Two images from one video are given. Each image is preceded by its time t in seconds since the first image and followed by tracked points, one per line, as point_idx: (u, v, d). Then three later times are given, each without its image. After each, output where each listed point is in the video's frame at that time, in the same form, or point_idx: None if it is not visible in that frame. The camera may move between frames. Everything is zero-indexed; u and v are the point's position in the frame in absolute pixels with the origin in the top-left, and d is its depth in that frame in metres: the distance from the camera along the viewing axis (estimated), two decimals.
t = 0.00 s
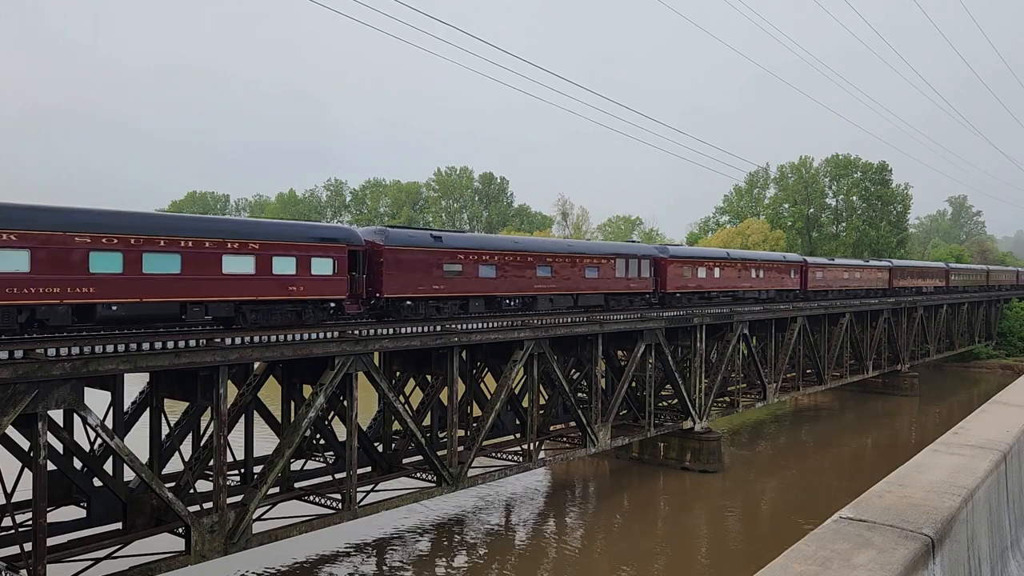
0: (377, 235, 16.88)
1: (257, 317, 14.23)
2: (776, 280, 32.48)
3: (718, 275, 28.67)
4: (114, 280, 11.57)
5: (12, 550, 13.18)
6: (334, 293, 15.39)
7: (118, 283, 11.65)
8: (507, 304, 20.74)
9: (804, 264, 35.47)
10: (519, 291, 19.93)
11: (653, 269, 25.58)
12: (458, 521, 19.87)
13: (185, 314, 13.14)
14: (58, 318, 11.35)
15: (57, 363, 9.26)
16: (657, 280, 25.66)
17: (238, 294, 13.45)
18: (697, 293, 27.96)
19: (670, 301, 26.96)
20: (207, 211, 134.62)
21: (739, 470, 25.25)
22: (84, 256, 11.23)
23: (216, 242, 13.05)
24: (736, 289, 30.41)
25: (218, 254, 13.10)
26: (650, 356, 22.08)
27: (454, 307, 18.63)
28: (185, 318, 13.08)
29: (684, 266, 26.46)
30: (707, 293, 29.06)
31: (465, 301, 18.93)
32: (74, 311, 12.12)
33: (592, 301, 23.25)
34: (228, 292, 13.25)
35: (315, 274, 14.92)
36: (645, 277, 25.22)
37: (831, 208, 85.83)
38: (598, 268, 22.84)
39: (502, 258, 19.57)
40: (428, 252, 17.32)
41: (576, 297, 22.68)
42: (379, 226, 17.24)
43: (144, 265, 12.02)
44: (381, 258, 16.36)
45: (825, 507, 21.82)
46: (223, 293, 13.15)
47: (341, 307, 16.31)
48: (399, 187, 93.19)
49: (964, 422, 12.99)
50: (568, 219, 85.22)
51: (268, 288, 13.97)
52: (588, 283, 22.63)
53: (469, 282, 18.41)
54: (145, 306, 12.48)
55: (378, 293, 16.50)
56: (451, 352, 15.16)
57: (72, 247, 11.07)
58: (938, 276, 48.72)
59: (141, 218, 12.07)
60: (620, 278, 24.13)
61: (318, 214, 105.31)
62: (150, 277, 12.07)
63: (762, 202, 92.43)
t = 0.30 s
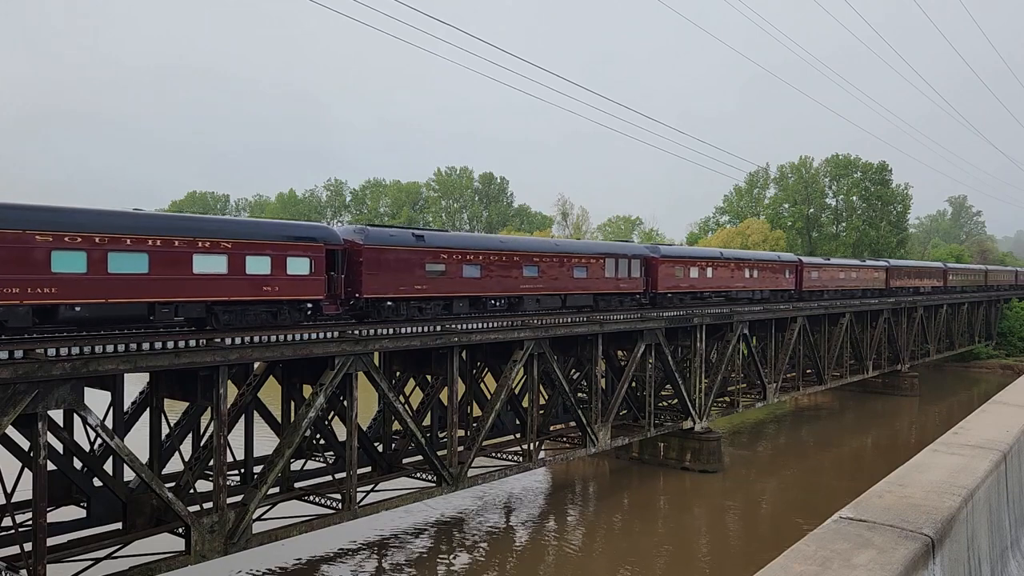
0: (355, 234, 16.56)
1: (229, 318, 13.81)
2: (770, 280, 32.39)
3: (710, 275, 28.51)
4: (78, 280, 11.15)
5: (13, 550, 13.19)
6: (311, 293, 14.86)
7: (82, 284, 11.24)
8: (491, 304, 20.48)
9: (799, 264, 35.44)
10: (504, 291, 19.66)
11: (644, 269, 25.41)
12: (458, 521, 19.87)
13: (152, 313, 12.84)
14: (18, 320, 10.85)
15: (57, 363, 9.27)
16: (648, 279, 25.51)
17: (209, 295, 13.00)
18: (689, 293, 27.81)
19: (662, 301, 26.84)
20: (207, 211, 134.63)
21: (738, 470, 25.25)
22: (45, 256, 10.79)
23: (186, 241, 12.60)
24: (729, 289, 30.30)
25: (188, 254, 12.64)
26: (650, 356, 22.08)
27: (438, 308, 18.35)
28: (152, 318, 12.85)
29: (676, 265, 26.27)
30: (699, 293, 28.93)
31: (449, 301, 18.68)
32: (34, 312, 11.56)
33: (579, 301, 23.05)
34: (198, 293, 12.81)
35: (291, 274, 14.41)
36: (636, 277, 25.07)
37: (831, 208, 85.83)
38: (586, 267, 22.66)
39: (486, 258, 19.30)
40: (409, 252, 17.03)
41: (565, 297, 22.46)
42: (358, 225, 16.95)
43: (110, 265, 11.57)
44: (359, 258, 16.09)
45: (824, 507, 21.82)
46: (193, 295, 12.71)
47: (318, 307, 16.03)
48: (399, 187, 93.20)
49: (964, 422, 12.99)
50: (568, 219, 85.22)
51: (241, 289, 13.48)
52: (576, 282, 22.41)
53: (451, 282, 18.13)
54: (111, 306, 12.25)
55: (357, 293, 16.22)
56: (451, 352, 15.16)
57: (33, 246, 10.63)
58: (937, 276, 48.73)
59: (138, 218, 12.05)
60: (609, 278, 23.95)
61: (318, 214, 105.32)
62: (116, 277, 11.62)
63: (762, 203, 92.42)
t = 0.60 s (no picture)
0: (334, 233, 16.29)
1: (201, 319, 13.34)
2: (764, 280, 32.37)
3: (703, 275, 28.36)
4: (39, 280, 10.74)
5: (13, 550, 13.18)
6: (287, 293, 14.40)
7: (44, 284, 10.82)
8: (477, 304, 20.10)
9: (794, 264, 35.42)
10: (489, 291, 19.32)
11: (635, 269, 25.38)
12: (458, 521, 19.88)
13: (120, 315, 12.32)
14: None
15: (57, 363, 9.26)
16: (639, 279, 25.47)
17: (178, 296, 12.58)
18: (681, 294, 27.65)
19: (653, 302, 26.77)
20: (207, 212, 134.63)
21: (738, 470, 25.25)
22: (4, 255, 10.41)
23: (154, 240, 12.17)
24: (722, 289, 30.25)
25: (156, 253, 12.22)
26: (650, 356, 22.08)
27: (421, 309, 17.98)
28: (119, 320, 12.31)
29: (668, 265, 26.25)
30: (692, 293, 28.81)
31: (432, 302, 18.29)
32: None
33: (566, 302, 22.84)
34: (168, 293, 12.39)
35: (266, 274, 13.96)
36: (626, 277, 24.96)
37: (831, 208, 85.84)
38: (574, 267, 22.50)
39: (470, 258, 18.97)
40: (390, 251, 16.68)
41: (552, 297, 22.29)
42: (336, 224, 16.62)
43: (73, 265, 11.17)
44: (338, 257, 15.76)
45: (825, 507, 21.82)
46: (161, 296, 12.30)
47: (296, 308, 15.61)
48: (399, 187, 93.30)
49: (964, 422, 12.99)
50: (568, 219, 85.21)
51: (212, 289, 13.07)
52: (563, 282, 22.19)
53: (434, 282, 17.79)
54: (75, 308, 11.77)
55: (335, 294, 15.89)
56: (451, 352, 15.16)
57: None
58: (935, 276, 48.74)
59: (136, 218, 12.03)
60: (598, 278, 23.75)
61: (318, 214, 105.31)
62: (78, 277, 11.22)
63: (762, 203, 92.39)
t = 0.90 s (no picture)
0: (311, 231, 15.94)
1: (170, 321, 13.00)
2: (758, 280, 32.35)
3: (695, 275, 28.24)
4: None
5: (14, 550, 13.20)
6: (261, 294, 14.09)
7: (3, 284, 10.47)
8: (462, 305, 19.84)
9: (789, 264, 35.40)
10: (473, 292, 19.08)
11: (625, 269, 25.36)
12: (458, 521, 19.88)
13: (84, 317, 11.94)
14: None
15: (57, 363, 9.26)
16: (630, 279, 25.45)
17: (146, 296, 12.25)
18: (673, 294, 27.55)
19: (645, 302, 26.69)
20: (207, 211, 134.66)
21: (738, 470, 25.26)
22: None
23: (120, 239, 11.84)
24: (715, 289, 30.21)
25: (122, 252, 11.89)
26: (650, 356, 22.08)
27: (403, 309, 17.73)
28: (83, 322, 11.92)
29: (659, 265, 26.14)
30: (685, 293, 28.70)
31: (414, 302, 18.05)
32: None
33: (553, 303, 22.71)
34: (135, 294, 12.06)
35: (239, 274, 13.65)
36: (616, 277, 24.91)
37: (831, 208, 85.85)
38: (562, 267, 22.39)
39: (454, 257, 18.72)
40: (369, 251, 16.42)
41: (539, 297, 22.16)
42: (311, 222, 16.26)
43: (34, 264, 10.80)
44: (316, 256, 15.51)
45: (825, 507, 21.83)
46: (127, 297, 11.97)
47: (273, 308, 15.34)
48: (399, 188, 93.40)
49: (964, 422, 12.98)
50: (568, 219, 85.23)
51: (181, 289, 12.77)
52: (551, 282, 22.02)
53: (416, 282, 17.54)
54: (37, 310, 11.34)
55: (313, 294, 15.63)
56: (451, 352, 15.16)
57: None
58: (934, 276, 48.76)
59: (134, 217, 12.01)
60: (587, 278, 23.63)
61: (319, 213, 105.34)
62: (39, 277, 10.84)
63: (762, 203, 92.39)
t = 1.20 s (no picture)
0: (288, 230, 15.89)
1: (138, 321, 12.84)
2: (752, 280, 32.33)
3: (687, 275, 28.21)
4: None
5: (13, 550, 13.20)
6: (234, 294, 13.98)
7: None
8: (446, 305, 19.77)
9: (783, 263, 35.35)
10: (456, 292, 18.98)
11: (615, 269, 25.38)
12: (458, 521, 19.88)
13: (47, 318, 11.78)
14: None
15: (57, 363, 9.26)
16: (619, 279, 25.44)
17: (112, 296, 12.10)
18: (665, 295, 27.51)
19: (635, 301, 26.66)
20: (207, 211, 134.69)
21: (739, 470, 25.27)
22: None
23: (84, 237, 11.67)
24: (708, 289, 30.17)
25: (87, 251, 11.73)
26: (650, 356, 22.07)
27: (384, 309, 17.65)
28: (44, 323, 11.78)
29: (650, 265, 26.11)
30: (677, 293, 28.65)
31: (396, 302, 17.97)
32: None
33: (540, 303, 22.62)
34: (100, 293, 11.90)
35: (209, 273, 13.52)
36: (605, 277, 24.92)
37: (831, 208, 85.84)
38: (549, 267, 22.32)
39: (437, 256, 18.63)
40: (348, 250, 16.35)
41: (525, 297, 22.07)
42: (287, 221, 16.24)
43: None
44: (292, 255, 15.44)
45: (825, 507, 21.83)
46: (92, 296, 11.80)
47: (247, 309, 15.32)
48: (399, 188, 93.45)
49: (964, 422, 12.98)
50: (568, 219, 85.23)
51: (148, 289, 12.62)
52: (537, 282, 21.94)
53: (396, 282, 17.45)
54: None
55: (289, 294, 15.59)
56: (451, 352, 15.16)
57: None
58: (932, 276, 48.79)
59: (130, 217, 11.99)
60: (576, 278, 23.57)
61: (319, 213, 105.37)
62: None
63: (762, 202, 92.38)
